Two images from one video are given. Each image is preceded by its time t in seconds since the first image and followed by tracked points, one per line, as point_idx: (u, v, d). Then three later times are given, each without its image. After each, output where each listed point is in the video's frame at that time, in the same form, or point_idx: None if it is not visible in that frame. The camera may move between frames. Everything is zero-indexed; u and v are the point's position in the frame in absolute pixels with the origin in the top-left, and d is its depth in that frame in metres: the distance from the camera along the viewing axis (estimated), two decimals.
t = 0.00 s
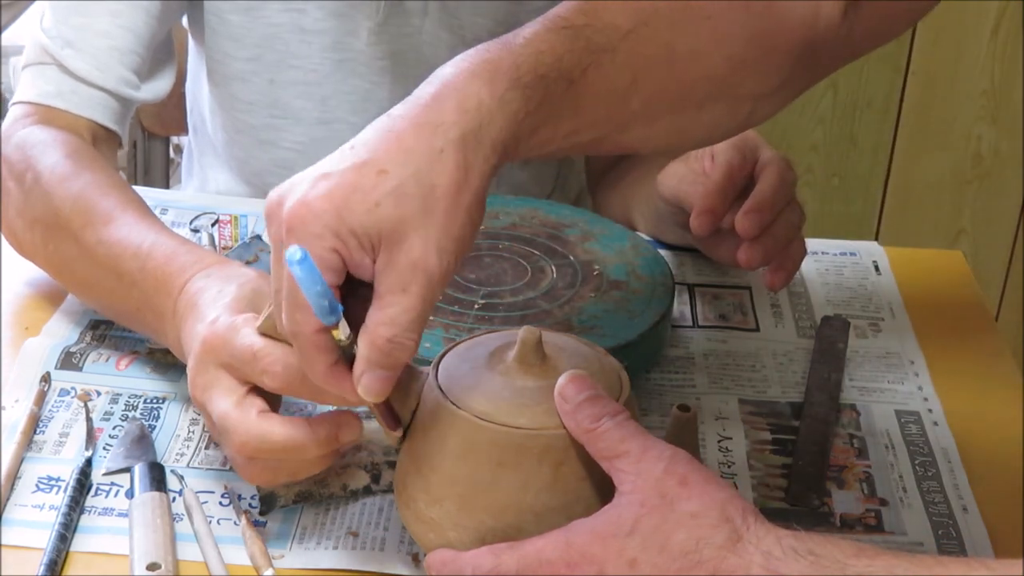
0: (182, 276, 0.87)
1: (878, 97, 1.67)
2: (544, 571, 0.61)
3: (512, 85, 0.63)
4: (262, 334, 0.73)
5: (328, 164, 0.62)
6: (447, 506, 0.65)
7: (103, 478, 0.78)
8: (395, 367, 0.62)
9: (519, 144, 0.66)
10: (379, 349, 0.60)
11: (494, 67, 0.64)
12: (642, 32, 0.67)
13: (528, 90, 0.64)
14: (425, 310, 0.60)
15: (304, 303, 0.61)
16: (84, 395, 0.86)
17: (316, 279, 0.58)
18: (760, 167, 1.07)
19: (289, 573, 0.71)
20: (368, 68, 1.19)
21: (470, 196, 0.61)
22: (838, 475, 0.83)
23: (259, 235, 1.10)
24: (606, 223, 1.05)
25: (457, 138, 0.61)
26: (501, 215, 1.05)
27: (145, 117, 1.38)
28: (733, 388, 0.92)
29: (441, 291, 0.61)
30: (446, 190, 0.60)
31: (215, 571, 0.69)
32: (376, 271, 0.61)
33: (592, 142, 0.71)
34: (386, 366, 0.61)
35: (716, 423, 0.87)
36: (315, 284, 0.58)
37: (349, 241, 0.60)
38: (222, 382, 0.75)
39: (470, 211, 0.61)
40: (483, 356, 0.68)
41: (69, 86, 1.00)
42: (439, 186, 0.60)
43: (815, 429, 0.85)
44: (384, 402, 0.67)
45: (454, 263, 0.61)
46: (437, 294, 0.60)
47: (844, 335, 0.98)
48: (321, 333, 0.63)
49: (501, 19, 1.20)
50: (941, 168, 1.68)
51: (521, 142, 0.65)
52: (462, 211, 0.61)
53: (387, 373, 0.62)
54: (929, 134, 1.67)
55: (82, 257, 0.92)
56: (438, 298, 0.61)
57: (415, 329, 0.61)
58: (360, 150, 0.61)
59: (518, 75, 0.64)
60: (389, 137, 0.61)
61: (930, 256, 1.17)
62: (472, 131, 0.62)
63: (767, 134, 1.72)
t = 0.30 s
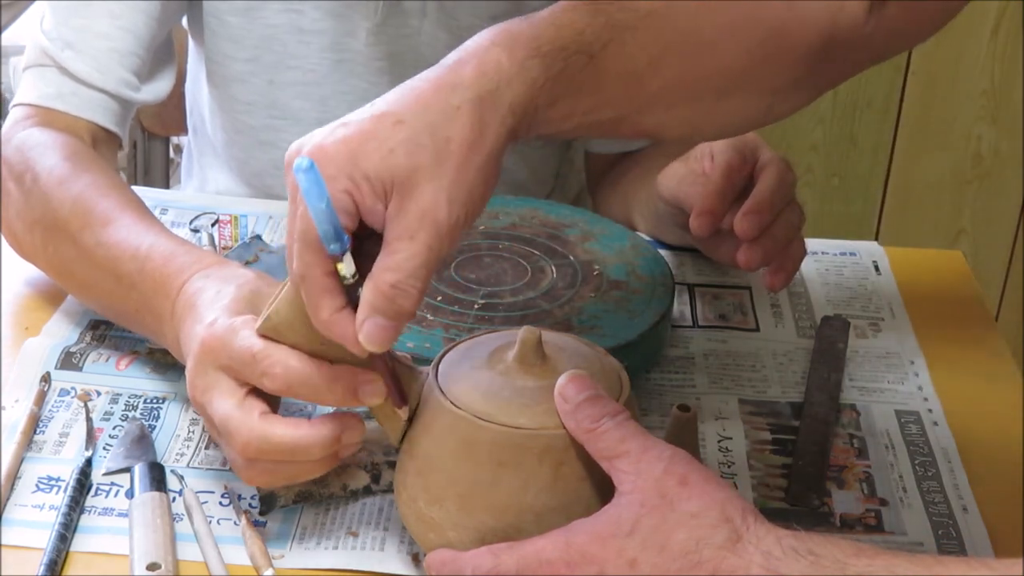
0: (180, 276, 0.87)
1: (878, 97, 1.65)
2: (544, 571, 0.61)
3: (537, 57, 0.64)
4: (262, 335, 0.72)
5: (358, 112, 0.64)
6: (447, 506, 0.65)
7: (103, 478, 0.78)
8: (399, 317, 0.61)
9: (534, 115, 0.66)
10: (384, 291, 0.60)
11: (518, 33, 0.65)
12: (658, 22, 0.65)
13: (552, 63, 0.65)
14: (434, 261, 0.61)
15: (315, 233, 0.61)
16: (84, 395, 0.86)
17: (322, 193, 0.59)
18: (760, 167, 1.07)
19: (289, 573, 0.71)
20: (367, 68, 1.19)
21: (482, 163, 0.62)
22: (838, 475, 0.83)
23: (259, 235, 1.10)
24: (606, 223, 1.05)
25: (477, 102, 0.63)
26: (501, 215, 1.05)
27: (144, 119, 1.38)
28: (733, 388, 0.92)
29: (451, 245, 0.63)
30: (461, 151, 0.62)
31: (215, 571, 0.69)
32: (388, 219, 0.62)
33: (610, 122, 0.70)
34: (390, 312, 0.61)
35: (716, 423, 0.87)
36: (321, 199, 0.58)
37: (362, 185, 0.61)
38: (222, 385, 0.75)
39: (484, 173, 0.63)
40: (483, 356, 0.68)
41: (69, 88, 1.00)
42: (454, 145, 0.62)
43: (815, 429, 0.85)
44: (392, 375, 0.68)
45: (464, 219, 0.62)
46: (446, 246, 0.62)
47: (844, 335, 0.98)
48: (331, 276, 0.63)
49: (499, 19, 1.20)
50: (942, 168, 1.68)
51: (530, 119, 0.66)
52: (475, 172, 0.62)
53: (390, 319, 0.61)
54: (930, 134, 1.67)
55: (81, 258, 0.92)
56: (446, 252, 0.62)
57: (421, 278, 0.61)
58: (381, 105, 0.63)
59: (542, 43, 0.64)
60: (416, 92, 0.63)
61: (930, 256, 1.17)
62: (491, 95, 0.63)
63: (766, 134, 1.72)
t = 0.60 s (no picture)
0: (180, 276, 0.87)
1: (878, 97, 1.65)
2: (544, 571, 0.61)
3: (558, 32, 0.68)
4: (262, 336, 0.72)
5: (381, 79, 0.68)
6: (447, 506, 0.65)
7: (103, 478, 0.78)
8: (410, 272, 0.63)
9: (555, 89, 0.69)
10: (396, 240, 0.62)
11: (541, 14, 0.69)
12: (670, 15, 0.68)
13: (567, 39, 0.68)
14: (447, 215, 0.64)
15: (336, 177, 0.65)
16: (84, 395, 0.86)
17: (341, 127, 0.62)
18: (760, 167, 1.07)
19: (289, 573, 0.71)
20: (366, 69, 1.19)
21: (496, 126, 0.66)
22: (838, 475, 0.83)
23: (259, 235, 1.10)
24: (606, 223, 1.05)
25: (494, 69, 0.66)
26: (501, 215, 1.05)
27: (144, 119, 1.38)
28: (733, 388, 0.92)
29: (464, 202, 0.65)
30: (476, 110, 0.65)
31: (215, 571, 0.69)
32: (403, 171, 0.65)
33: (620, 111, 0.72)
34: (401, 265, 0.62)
35: (716, 423, 0.87)
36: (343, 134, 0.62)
37: (379, 136, 0.65)
38: (222, 386, 0.75)
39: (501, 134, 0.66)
40: (483, 356, 0.68)
41: (69, 89, 1.00)
42: (471, 104, 0.65)
43: (815, 429, 0.85)
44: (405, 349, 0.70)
45: (478, 177, 0.65)
46: (459, 201, 0.64)
47: (844, 335, 0.98)
48: (346, 225, 0.67)
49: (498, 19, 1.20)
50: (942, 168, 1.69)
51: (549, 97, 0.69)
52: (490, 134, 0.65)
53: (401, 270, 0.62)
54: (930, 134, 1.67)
55: (81, 259, 0.92)
56: (460, 207, 0.65)
57: (433, 230, 0.63)
58: (407, 72, 0.68)
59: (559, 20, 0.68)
60: (440, 61, 0.67)
61: (930, 256, 1.17)
62: (510, 64, 0.67)
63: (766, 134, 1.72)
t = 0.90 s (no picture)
0: (179, 276, 0.87)
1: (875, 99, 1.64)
2: (544, 572, 0.61)
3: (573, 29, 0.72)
4: (262, 337, 0.72)
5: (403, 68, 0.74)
6: (447, 506, 0.65)
7: (103, 478, 0.78)
8: (416, 237, 0.67)
9: (576, 88, 0.72)
10: (404, 205, 0.67)
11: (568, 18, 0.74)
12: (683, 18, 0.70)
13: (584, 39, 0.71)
14: (455, 189, 0.68)
15: (354, 144, 0.71)
16: (84, 395, 0.86)
17: (359, 91, 0.68)
18: (760, 167, 1.07)
19: (289, 573, 0.71)
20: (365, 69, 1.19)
21: (511, 110, 0.69)
22: (838, 475, 0.83)
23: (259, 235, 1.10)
24: (606, 223, 1.05)
25: (512, 58, 0.71)
26: (501, 215, 1.05)
27: (144, 120, 1.38)
28: (733, 388, 0.92)
29: (472, 178, 0.69)
30: (493, 92, 0.69)
31: (215, 571, 0.69)
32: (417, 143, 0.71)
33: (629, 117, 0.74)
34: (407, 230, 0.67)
35: (716, 423, 0.87)
36: (360, 96, 0.67)
37: (395, 110, 0.71)
38: (222, 387, 0.75)
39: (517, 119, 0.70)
40: (483, 356, 0.68)
41: (69, 89, 1.00)
42: (487, 85, 0.69)
43: (815, 429, 0.85)
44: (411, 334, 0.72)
45: (488, 156, 0.69)
46: (468, 173, 0.68)
47: (844, 335, 0.98)
48: (359, 192, 0.72)
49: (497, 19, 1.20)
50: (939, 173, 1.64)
51: (570, 97, 0.72)
52: (505, 115, 0.69)
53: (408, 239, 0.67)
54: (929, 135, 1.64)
55: (80, 260, 0.92)
56: (469, 180, 0.69)
57: (438, 200, 0.67)
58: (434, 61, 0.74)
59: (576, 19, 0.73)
60: (466, 53, 0.73)
61: (930, 256, 1.17)
62: (530, 56, 0.71)
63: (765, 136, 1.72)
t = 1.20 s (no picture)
0: (179, 277, 0.87)
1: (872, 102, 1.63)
2: (544, 572, 0.61)
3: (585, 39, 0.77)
4: (262, 337, 0.72)
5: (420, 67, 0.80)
6: (447, 506, 0.65)
7: (103, 478, 0.78)
8: (419, 208, 0.70)
9: (594, 92, 0.77)
10: (410, 173, 0.70)
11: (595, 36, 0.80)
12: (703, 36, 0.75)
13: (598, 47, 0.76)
14: (458, 168, 0.72)
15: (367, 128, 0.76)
16: (84, 395, 0.86)
17: (371, 73, 0.73)
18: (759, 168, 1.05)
19: (289, 573, 0.71)
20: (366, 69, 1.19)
21: (517, 98, 0.74)
22: (838, 475, 0.83)
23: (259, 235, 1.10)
24: (606, 223, 1.05)
25: (525, 57, 0.76)
26: (501, 215, 1.05)
27: (144, 120, 1.38)
28: (733, 388, 0.92)
29: (474, 160, 0.73)
30: (501, 79, 0.74)
31: (215, 571, 0.69)
32: (427, 125, 0.75)
33: (646, 124, 0.78)
34: (409, 200, 0.70)
35: (716, 423, 0.87)
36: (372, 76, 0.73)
37: (408, 98, 0.76)
38: (222, 387, 0.75)
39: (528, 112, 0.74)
40: (483, 356, 0.68)
41: (68, 89, 0.99)
42: (497, 74, 0.74)
43: (815, 429, 0.85)
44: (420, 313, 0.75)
45: (491, 139, 0.73)
46: (469, 152, 0.73)
47: (844, 335, 0.98)
48: (369, 172, 0.76)
49: (497, 19, 1.20)
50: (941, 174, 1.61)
51: (587, 100, 0.77)
52: (510, 100, 0.73)
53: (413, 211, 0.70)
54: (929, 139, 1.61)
55: (80, 260, 0.92)
56: (471, 160, 0.73)
57: (441, 175, 0.71)
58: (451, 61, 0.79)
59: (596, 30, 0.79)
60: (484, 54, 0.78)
61: (930, 256, 1.17)
62: (543, 53, 0.76)
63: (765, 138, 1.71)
